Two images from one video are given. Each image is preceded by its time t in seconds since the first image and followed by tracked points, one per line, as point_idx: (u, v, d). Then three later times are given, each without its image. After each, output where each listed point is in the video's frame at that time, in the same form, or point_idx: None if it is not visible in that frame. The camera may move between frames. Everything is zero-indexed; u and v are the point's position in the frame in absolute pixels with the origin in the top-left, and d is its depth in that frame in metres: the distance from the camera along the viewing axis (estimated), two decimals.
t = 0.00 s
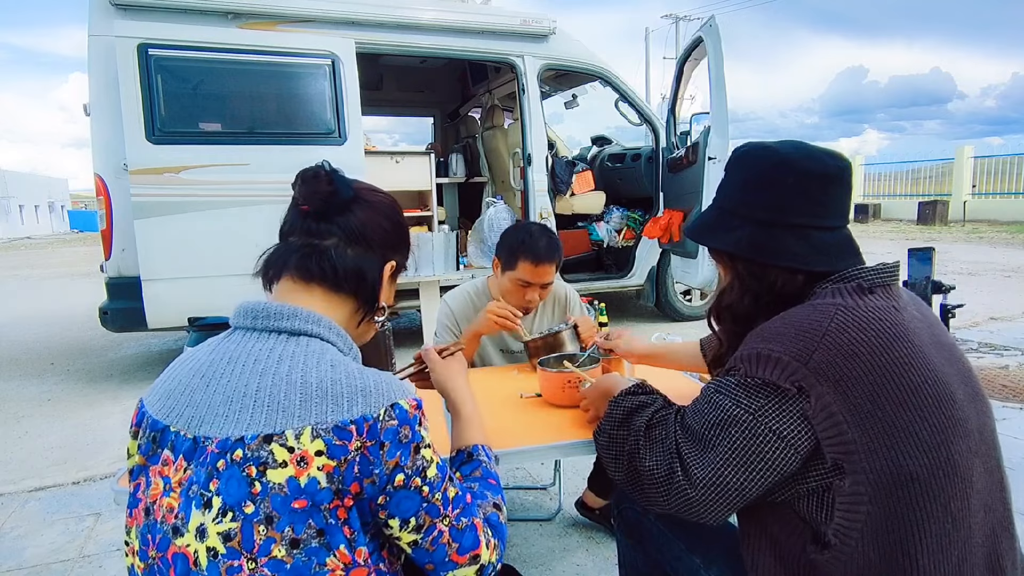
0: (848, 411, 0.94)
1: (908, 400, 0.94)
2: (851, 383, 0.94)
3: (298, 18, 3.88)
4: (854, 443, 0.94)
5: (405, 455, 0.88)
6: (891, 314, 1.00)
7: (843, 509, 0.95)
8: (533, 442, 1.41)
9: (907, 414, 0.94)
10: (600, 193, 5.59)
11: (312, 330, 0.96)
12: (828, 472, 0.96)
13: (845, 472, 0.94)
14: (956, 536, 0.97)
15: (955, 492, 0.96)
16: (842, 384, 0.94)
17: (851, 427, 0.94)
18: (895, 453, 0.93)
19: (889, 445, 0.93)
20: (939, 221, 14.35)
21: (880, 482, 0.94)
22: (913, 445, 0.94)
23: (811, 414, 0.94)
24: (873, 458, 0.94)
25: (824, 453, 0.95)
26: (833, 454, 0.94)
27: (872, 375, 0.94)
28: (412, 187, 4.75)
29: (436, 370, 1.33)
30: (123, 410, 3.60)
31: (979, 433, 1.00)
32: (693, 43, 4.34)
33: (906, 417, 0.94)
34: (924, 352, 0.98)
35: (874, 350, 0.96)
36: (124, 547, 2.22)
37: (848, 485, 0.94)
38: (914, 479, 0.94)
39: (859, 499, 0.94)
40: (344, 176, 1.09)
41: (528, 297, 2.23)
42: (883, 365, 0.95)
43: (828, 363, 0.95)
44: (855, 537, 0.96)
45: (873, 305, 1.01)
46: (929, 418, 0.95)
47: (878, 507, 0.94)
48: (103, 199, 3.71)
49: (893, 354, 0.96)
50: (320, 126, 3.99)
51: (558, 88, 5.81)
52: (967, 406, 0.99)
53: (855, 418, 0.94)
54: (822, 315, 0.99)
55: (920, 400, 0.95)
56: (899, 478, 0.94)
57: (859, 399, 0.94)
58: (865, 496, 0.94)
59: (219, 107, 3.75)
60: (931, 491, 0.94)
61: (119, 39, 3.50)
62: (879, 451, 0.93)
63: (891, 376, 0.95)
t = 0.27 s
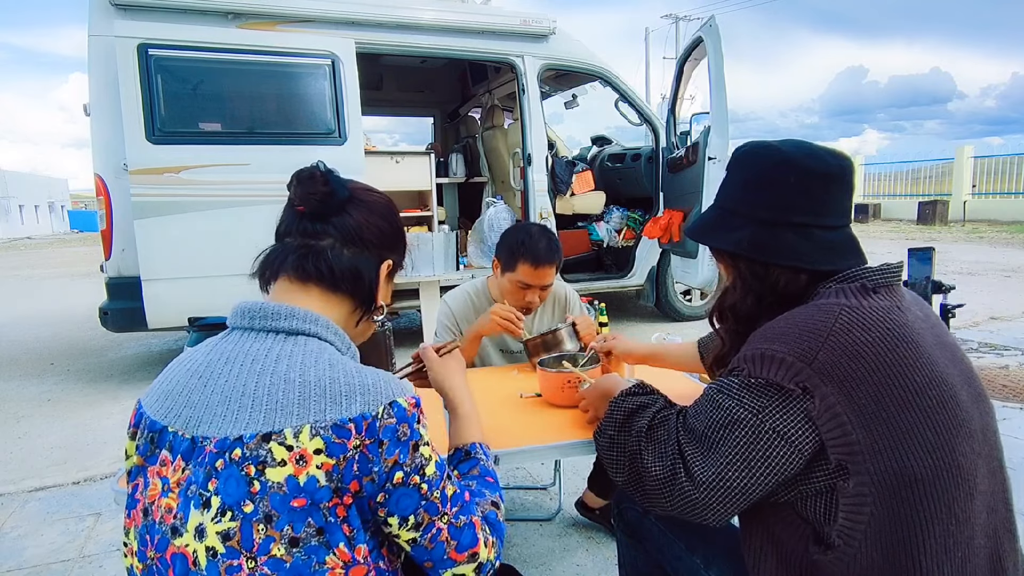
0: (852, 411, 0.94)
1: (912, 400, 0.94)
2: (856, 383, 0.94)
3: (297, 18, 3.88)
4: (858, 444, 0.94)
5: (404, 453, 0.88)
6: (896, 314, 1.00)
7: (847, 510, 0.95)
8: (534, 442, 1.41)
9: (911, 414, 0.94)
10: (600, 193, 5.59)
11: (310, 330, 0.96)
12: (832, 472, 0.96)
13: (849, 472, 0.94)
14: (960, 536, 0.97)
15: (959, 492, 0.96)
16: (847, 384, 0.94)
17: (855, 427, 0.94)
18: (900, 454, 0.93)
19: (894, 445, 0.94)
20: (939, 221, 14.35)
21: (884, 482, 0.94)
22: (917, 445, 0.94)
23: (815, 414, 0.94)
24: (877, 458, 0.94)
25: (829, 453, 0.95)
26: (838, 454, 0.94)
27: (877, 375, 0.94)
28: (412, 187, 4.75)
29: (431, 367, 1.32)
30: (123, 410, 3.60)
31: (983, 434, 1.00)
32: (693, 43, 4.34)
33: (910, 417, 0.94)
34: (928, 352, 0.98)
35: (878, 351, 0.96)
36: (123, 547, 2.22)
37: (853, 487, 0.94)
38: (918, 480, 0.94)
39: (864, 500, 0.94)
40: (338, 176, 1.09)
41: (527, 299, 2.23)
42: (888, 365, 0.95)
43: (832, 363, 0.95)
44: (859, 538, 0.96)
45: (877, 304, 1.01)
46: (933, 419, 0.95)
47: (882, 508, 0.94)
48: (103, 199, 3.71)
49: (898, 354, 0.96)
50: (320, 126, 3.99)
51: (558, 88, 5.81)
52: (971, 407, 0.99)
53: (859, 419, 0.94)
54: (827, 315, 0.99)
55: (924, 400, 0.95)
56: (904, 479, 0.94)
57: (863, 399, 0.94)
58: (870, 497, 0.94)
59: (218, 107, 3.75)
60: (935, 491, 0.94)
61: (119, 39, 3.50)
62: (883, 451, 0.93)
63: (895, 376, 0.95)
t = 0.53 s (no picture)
0: (853, 413, 0.94)
1: (914, 401, 0.94)
2: (857, 384, 0.94)
3: (297, 18, 3.88)
4: (859, 446, 0.94)
5: (406, 451, 0.88)
6: (897, 316, 1.00)
7: (848, 512, 0.95)
8: (534, 442, 1.41)
9: (914, 415, 0.94)
10: (600, 193, 5.59)
11: (311, 329, 0.96)
12: (833, 474, 0.96)
13: (851, 474, 0.94)
14: (962, 538, 0.97)
15: (961, 494, 0.96)
16: (848, 386, 0.94)
17: (857, 429, 0.94)
18: (901, 456, 0.93)
19: (895, 447, 0.93)
20: (939, 221, 14.35)
21: (885, 484, 0.94)
22: (919, 447, 0.94)
23: (816, 416, 0.94)
24: (879, 460, 0.93)
25: (830, 455, 0.94)
26: (839, 456, 0.94)
27: (878, 377, 0.94)
28: (412, 187, 4.75)
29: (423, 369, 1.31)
30: (123, 410, 3.60)
31: (984, 435, 1.00)
32: (693, 43, 4.34)
33: (912, 419, 0.94)
34: (930, 353, 0.98)
35: (880, 352, 0.96)
36: (123, 547, 2.22)
37: (854, 488, 0.94)
38: (919, 482, 0.94)
39: (865, 502, 0.94)
40: (337, 176, 1.09)
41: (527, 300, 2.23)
42: (889, 367, 0.95)
43: (833, 365, 0.95)
44: (860, 540, 0.96)
45: (879, 306, 1.01)
46: (935, 421, 0.95)
47: (883, 510, 0.94)
48: (103, 199, 3.71)
49: (899, 356, 0.96)
50: (320, 126, 3.99)
51: (558, 88, 5.81)
52: (973, 409, 0.99)
53: (861, 420, 0.94)
54: (828, 316, 0.99)
55: (926, 402, 0.95)
56: (905, 481, 0.94)
57: (865, 401, 0.94)
58: (870, 498, 0.94)
59: (218, 107, 3.75)
60: (937, 493, 0.94)
61: (119, 39, 3.50)
62: (885, 453, 0.93)
63: (897, 378, 0.95)
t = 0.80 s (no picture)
0: (854, 413, 0.94)
1: (915, 401, 0.94)
2: (858, 384, 0.94)
3: (297, 18, 3.88)
4: (860, 445, 0.94)
5: (405, 452, 0.88)
6: (898, 315, 1.00)
7: (849, 512, 0.95)
8: (534, 442, 1.41)
9: (915, 415, 0.94)
10: (600, 193, 5.59)
11: (313, 328, 0.96)
12: (833, 474, 0.96)
13: (851, 474, 0.94)
14: (962, 539, 0.97)
15: (962, 494, 0.96)
16: (849, 386, 0.94)
17: (857, 429, 0.94)
18: (902, 455, 0.93)
19: (896, 447, 0.93)
20: (939, 221, 14.35)
21: (886, 484, 0.94)
22: (919, 447, 0.94)
23: (816, 416, 0.94)
24: (879, 460, 0.93)
25: (830, 455, 0.94)
26: (839, 456, 0.94)
27: (879, 377, 0.94)
28: (412, 187, 4.75)
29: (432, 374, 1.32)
30: (123, 410, 3.60)
31: (985, 435, 1.00)
32: (693, 42, 4.34)
33: (913, 419, 0.94)
34: (931, 353, 0.98)
35: (880, 352, 0.96)
36: (124, 547, 2.22)
37: (855, 488, 0.94)
38: (919, 481, 0.94)
39: (865, 502, 0.94)
40: (335, 175, 1.09)
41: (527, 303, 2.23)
42: (890, 367, 0.95)
43: (834, 364, 0.95)
44: (860, 539, 0.96)
45: (879, 305, 1.01)
46: (935, 420, 0.95)
47: (884, 509, 0.94)
48: (103, 199, 3.71)
49: (900, 355, 0.96)
50: (320, 126, 3.99)
51: (558, 88, 5.81)
52: (974, 408, 0.99)
53: (861, 420, 0.94)
54: (828, 317, 0.99)
55: (927, 402, 0.95)
56: (906, 480, 0.94)
57: (865, 401, 0.94)
58: (871, 498, 0.94)
59: (218, 107, 3.75)
60: (937, 493, 0.94)
61: (119, 39, 3.50)
62: (885, 453, 0.93)
63: (898, 378, 0.95)
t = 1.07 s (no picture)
0: (854, 412, 0.94)
1: (916, 400, 0.94)
2: (858, 383, 0.94)
3: (297, 18, 3.87)
4: (860, 445, 0.94)
5: (406, 454, 0.88)
6: (898, 315, 1.00)
7: (850, 511, 0.95)
8: (534, 442, 1.41)
9: (915, 415, 0.94)
10: (600, 193, 5.60)
11: (317, 329, 0.96)
12: (833, 473, 0.96)
13: (851, 473, 0.94)
14: (963, 538, 0.97)
15: (962, 493, 0.96)
16: (849, 385, 0.94)
17: (857, 429, 0.94)
18: (902, 455, 0.93)
19: (896, 446, 0.94)
20: (939, 221, 14.35)
21: (886, 484, 0.94)
22: (919, 446, 0.94)
23: (816, 415, 0.94)
24: (880, 459, 0.93)
25: (830, 454, 0.94)
26: (839, 455, 0.94)
27: (879, 376, 0.94)
28: (412, 187, 4.75)
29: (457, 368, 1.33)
30: (123, 410, 3.60)
31: (985, 434, 1.00)
32: (693, 42, 4.35)
33: (913, 419, 0.94)
34: (932, 352, 0.98)
35: (880, 351, 0.95)
36: (124, 547, 2.22)
37: (855, 487, 0.94)
38: (920, 481, 0.94)
39: (865, 501, 0.94)
40: (333, 174, 1.09)
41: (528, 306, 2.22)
42: (890, 366, 0.95)
43: (834, 364, 0.95)
44: (860, 539, 0.96)
45: (880, 305, 1.01)
46: (936, 420, 0.95)
47: (884, 509, 0.94)
48: (103, 199, 3.71)
49: (899, 355, 0.96)
50: (320, 126, 3.99)
51: (558, 88, 5.81)
52: (974, 407, 0.99)
53: (862, 419, 0.94)
54: (829, 316, 0.98)
55: (927, 401, 0.95)
56: (906, 480, 0.94)
57: (865, 400, 0.94)
58: (871, 497, 0.94)
59: (219, 107, 3.75)
60: (938, 493, 0.94)
61: (119, 39, 3.50)
62: (886, 452, 0.93)
63: (898, 378, 0.95)
